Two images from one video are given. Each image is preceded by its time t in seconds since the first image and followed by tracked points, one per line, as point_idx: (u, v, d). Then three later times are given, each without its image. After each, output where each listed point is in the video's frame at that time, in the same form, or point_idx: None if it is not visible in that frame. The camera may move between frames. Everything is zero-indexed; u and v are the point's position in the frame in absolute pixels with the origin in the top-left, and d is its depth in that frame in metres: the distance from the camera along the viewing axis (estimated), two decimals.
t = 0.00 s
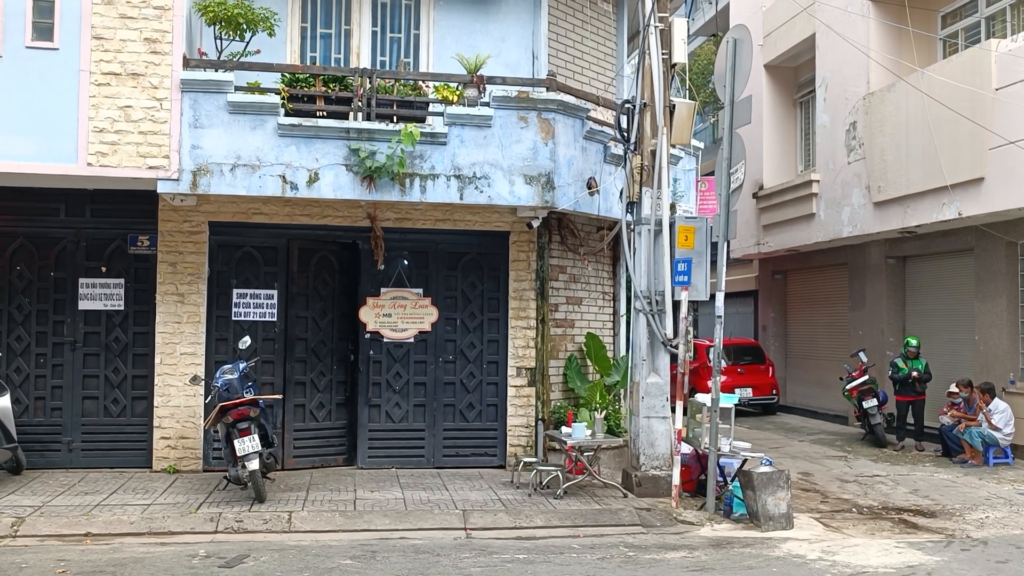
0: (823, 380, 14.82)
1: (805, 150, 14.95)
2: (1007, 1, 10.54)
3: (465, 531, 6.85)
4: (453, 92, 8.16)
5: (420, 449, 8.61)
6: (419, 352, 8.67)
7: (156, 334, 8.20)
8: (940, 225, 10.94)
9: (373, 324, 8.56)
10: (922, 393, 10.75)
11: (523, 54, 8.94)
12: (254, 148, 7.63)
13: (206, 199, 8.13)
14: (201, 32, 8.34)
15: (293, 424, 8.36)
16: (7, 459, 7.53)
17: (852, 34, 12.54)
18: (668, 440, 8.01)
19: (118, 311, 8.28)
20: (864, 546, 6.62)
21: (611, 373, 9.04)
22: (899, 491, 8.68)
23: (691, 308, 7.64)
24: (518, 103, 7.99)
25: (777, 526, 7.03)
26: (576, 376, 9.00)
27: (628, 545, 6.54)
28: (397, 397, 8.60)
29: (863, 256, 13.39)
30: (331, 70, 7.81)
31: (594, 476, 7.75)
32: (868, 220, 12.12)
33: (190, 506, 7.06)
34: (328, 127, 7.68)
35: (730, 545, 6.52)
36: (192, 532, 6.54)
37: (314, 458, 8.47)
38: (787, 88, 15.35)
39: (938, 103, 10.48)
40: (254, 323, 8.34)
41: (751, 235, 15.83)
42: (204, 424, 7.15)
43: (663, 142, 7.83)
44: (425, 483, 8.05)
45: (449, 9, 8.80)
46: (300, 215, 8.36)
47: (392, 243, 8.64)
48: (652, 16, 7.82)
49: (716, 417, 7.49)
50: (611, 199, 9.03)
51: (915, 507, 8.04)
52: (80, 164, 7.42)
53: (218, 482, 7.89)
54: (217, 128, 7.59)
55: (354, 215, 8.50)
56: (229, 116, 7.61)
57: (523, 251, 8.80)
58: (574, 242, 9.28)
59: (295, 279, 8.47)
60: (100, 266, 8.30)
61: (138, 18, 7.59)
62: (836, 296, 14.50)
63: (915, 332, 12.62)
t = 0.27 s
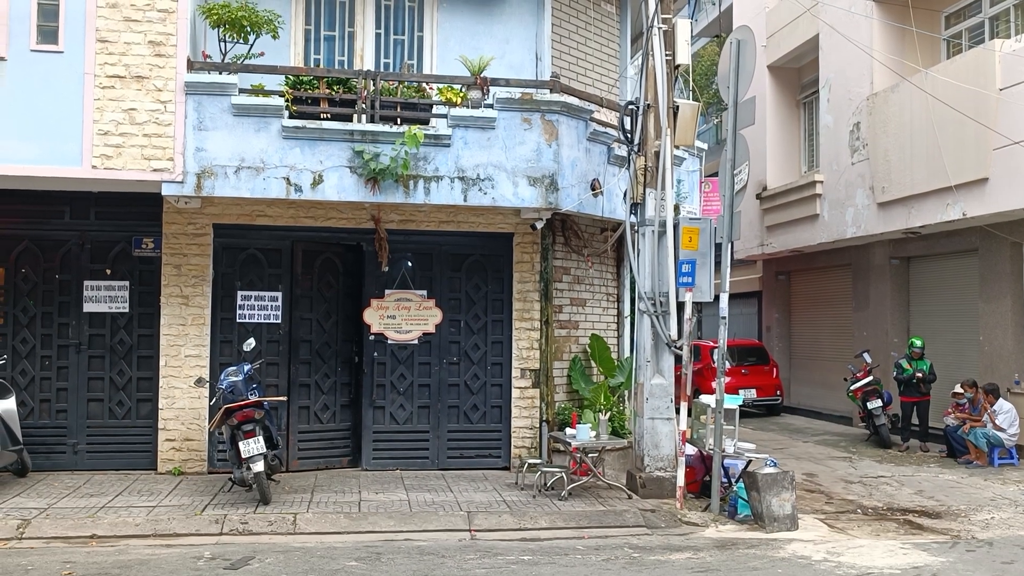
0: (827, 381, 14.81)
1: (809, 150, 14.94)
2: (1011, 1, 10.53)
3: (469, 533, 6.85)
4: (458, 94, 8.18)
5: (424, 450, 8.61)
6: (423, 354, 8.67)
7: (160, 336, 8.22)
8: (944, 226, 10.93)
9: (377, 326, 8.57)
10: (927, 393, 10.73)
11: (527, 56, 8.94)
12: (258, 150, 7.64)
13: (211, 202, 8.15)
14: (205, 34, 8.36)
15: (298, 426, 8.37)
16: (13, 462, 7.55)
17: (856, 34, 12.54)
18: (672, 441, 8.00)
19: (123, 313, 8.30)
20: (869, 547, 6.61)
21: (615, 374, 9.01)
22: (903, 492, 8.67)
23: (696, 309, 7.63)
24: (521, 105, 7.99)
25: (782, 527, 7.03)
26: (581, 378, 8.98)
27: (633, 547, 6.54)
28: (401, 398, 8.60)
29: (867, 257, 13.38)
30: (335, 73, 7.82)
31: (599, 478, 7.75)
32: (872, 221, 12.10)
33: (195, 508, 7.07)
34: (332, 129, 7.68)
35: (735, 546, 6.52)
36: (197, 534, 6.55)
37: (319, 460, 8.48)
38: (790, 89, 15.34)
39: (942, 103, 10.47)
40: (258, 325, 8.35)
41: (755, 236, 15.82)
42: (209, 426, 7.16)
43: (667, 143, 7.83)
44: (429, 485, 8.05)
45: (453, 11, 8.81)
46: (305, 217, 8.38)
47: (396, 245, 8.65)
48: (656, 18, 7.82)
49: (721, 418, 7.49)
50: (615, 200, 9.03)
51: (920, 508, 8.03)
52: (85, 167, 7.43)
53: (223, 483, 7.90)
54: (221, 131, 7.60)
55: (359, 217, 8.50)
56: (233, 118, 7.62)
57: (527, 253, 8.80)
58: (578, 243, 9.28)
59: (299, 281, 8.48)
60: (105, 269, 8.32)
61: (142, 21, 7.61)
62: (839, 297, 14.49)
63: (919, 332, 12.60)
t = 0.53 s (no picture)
0: (830, 382, 14.79)
1: (811, 151, 14.94)
2: (1013, 2, 10.53)
3: (472, 534, 6.85)
4: (460, 96, 8.23)
5: (427, 452, 8.61)
6: (426, 355, 8.67)
7: (163, 338, 8.22)
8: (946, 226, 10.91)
9: (380, 327, 8.57)
10: (930, 395, 10.71)
11: (529, 58, 8.95)
12: (260, 152, 7.65)
13: (213, 203, 8.15)
14: (208, 36, 8.36)
15: (300, 427, 8.38)
16: (16, 463, 7.56)
17: (858, 35, 12.54)
18: (674, 443, 8.01)
19: (125, 315, 8.30)
20: (872, 548, 6.60)
21: (617, 375, 8.99)
22: (906, 493, 8.66)
23: (698, 310, 7.63)
24: (523, 106, 7.99)
25: (784, 528, 7.02)
26: (583, 379, 8.97)
27: (636, 548, 6.54)
28: (404, 400, 8.61)
29: (869, 258, 13.37)
30: (337, 75, 7.83)
31: (601, 479, 7.75)
32: (874, 221, 12.09)
33: (198, 509, 7.07)
34: (334, 130, 7.69)
35: (738, 548, 6.52)
36: (200, 535, 6.55)
37: (321, 462, 8.48)
38: (793, 89, 15.34)
39: (945, 104, 10.46)
40: (261, 327, 8.35)
41: (757, 237, 15.82)
42: (212, 428, 7.17)
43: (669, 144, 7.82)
44: (432, 486, 8.05)
45: (455, 12, 8.82)
46: (307, 219, 8.39)
47: (398, 246, 8.66)
48: (658, 19, 7.82)
49: (723, 419, 7.47)
50: (617, 201, 9.03)
51: (923, 509, 8.02)
52: (87, 169, 7.44)
53: (225, 485, 7.91)
54: (223, 133, 7.61)
55: (361, 219, 8.50)
56: (235, 120, 7.63)
57: (529, 254, 8.80)
58: (580, 244, 9.27)
59: (302, 283, 8.49)
60: (108, 270, 8.32)
61: (145, 23, 7.61)
62: (842, 298, 14.48)
63: (921, 333, 12.59)
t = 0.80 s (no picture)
0: (831, 383, 14.78)
1: (812, 152, 14.93)
2: (1015, 3, 10.53)
3: (474, 536, 6.84)
4: (461, 97, 8.22)
5: (429, 453, 8.61)
6: (428, 356, 8.67)
7: (165, 339, 8.22)
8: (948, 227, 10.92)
9: (381, 329, 8.57)
10: (932, 396, 10.69)
11: (530, 59, 8.95)
12: (262, 154, 7.65)
13: (215, 205, 8.15)
14: (209, 38, 8.37)
15: (302, 429, 8.37)
16: (19, 465, 7.56)
17: (859, 36, 12.54)
18: (676, 444, 8.00)
19: (127, 316, 8.30)
20: (874, 550, 6.60)
21: (619, 377, 8.98)
22: (908, 494, 8.65)
23: (699, 311, 7.63)
24: (525, 107, 7.99)
25: (787, 529, 7.02)
26: (584, 380, 8.97)
27: (638, 549, 6.53)
28: (406, 401, 8.61)
29: (871, 259, 13.37)
30: (338, 76, 7.84)
31: (603, 480, 7.75)
32: (875, 222, 12.09)
33: (200, 511, 7.07)
34: (336, 132, 7.70)
35: (740, 549, 6.51)
36: (202, 537, 6.55)
37: (323, 463, 8.48)
38: (794, 91, 15.35)
39: (946, 105, 10.46)
40: (262, 328, 8.36)
41: (758, 238, 15.83)
42: (213, 429, 7.17)
43: (670, 146, 7.82)
44: (434, 488, 8.05)
45: (456, 14, 8.82)
46: (308, 220, 8.39)
47: (400, 248, 8.66)
48: (659, 20, 7.82)
49: (725, 420, 7.47)
50: (619, 203, 9.03)
51: (925, 510, 8.01)
52: (89, 170, 7.44)
53: (227, 487, 7.90)
54: (225, 134, 7.62)
55: (362, 220, 8.51)
56: (237, 122, 7.64)
57: (530, 255, 8.80)
58: (581, 246, 9.27)
59: (304, 284, 8.49)
60: (110, 272, 8.33)
61: (147, 24, 7.62)
62: (843, 299, 14.47)
63: (923, 334, 12.58)
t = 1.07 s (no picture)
0: (832, 383, 14.78)
1: (813, 152, 14.93)
2: (1015, 3, 10.54)
3: (474, 536, 6.83)
4: (462, 97, 8.21)
5: (429, 454, 8.60)
6: (428, 357, 8.67)
7: (165, 339, 8.22)
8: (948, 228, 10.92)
9: (381, 329, 8.56)
10: (932, 396, 10.69)
11: (530, 60, 8.94)
12: (262, 154, 7.65)
13: (215, 205, 8.15)
14: (209, 38, 8.37)
15: (302, 429, 8.37)
16: (18, 465, 7.55)
17: (859, 37, 12.54)
18: (677, 444, 7.99)
19: (127, 317, 8.30)
20: (875, 550, 6.59)
21: (619, 377, 8.98)
22: (909, 495, 8.65)
23: (700, 312, 7.63)
24: (525, 108, 7.99)
25: (787, 530, 7.02)
26: (584, 381, 8.95)
27: (638, 550, 6.53)
28: (406, 402, 8.60)
29: (871, 259, 13.37)
30: (339, 76, 7.84)
31: (604, 481, 7.75)
32: (876, 223, 12.09)
33: (200, 511, 7.07)
34: (336, 132, 7.70)
35: (740, 550, 6.51)
36: (202, 537, 6.54)
37: (323, 464, 8.48)
38: (794, 91, 15.35)
39: (946, 105, 10.46)
40: (263, 329, 8.35)
41: (758, 238, 15.82)
42: (214, 430, 7.17)
43: (670, 146, 7.82)
44: (434, 488, 8.04)
45: (456, 14, 8.82)
46: (308, 221, 8.38)
47: (400, 248, 8.66)
48: (660, 20, 7.82)
49: (726, 420, 7.47)
50: (619, 203, 9.03)
51: (926, 511, 8.01)
52: (89, 171, 7.43)
53: (227, 487, 7.90)
54: (225, 135, 7.62)
55: (362, 220, 8.50)
56: (238, 122, 7.64)
57: (531, 256, 8.80)
58: (581, 246, 9.27)
59: (304, 285, 8.48)
60: (110, 272, 8.32)
61: (147, 24, 7.62)
62: (843, 299, 14.47)
63: (923, 335, 12.58)
